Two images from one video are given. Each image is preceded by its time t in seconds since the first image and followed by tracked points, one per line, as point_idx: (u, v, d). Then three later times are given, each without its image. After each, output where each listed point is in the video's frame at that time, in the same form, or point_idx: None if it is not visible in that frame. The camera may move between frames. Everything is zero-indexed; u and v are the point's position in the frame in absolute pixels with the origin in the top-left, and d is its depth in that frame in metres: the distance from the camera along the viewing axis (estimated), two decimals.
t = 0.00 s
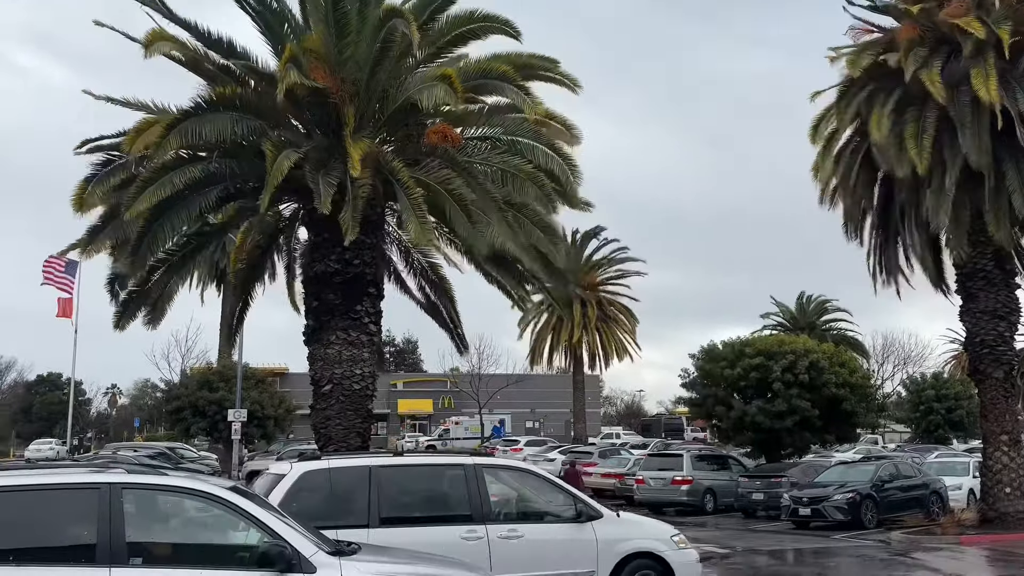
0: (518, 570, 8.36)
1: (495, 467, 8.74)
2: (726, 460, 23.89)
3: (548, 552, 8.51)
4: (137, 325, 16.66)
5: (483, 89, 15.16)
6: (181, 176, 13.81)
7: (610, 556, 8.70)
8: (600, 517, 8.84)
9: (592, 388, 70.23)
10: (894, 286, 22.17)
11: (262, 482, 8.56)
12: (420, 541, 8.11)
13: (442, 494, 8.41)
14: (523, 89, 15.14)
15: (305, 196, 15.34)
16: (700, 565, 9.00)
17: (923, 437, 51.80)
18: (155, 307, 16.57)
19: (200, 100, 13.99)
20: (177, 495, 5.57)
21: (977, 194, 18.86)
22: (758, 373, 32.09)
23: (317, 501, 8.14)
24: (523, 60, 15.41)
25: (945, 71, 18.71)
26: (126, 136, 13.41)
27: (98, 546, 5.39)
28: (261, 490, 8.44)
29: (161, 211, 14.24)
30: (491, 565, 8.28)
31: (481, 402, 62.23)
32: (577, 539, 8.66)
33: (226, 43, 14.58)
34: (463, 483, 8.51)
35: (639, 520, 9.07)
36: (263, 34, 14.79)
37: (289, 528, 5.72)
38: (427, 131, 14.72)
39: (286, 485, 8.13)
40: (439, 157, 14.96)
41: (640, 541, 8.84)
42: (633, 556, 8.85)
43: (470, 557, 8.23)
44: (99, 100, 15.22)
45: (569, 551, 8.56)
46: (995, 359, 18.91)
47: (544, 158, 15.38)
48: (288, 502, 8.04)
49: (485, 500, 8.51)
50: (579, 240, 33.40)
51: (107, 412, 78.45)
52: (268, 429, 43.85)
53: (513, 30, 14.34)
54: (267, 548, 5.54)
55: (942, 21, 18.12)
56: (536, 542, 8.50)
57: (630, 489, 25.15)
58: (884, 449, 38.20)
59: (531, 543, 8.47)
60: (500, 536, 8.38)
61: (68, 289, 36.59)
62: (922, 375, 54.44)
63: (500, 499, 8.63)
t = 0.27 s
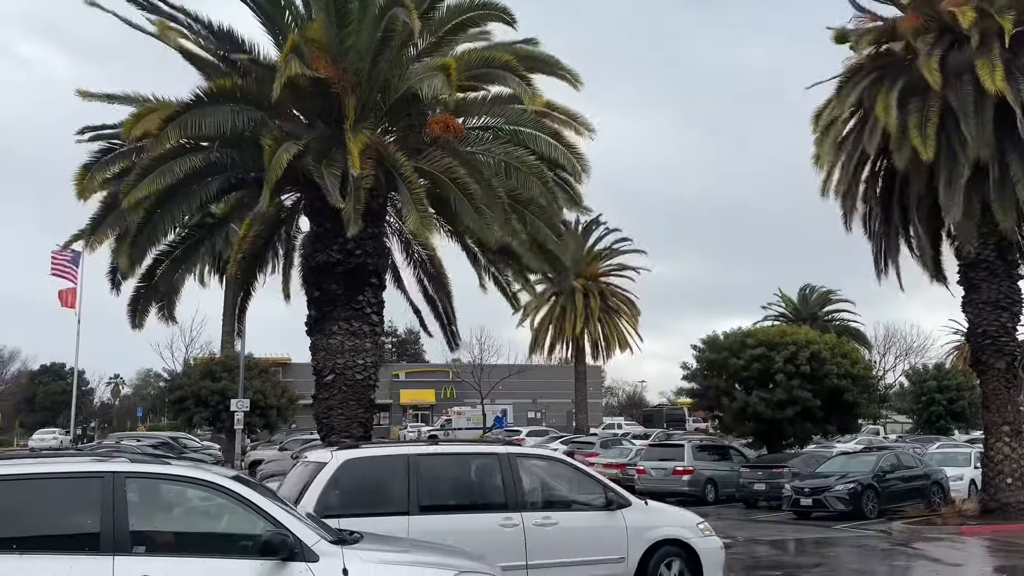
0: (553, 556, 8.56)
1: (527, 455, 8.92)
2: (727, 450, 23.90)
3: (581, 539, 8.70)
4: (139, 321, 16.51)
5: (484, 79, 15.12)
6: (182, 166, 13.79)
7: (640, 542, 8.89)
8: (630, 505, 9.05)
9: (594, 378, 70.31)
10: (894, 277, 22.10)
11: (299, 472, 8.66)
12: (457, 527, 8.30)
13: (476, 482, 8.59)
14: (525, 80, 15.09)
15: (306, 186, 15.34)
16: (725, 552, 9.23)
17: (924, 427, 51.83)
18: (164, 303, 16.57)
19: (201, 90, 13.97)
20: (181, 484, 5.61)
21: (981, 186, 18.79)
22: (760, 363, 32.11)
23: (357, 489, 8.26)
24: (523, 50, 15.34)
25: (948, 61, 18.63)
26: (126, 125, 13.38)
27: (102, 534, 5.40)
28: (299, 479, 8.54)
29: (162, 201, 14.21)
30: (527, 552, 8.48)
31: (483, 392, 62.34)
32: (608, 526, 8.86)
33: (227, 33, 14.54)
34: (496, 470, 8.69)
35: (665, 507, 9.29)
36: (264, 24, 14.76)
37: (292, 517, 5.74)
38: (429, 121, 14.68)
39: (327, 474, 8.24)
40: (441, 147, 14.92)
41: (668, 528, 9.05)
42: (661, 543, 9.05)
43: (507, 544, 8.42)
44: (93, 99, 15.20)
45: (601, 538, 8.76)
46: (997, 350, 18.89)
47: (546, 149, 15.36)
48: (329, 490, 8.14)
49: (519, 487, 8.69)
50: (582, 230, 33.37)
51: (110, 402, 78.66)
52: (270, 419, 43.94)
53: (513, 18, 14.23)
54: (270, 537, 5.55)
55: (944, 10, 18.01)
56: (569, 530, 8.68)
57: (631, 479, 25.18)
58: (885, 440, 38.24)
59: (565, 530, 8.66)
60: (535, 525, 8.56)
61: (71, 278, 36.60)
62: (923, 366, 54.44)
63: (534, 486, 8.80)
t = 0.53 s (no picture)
0: (592, 543, 8.86)
1: (566, 445, 9.26)
2: (728, 441, 23.86)
3: (618, 527, 9.00)
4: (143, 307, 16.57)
5: (486, 69, 15.07)
6: (184, 156, 13.78)
7: (673, 529, 9.25)
8: (663, 493, 9.39)
9: (596, 369, 70.37)
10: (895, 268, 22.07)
11: (345, 461, 8.87)
12: (502, 514, 8.60)
13: (518, 470, 8.89)
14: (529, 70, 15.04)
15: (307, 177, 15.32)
16: (751, 539, 9.62)
17: (927, 418, 51.83)
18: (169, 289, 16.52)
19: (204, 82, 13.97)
20: (183, 475, 5.63)
21: (986, 177, 18.73)
22: (763, 354, 32.11)
23: (406, 477, 8.49)
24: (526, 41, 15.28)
25: (952, 51, 18.53)
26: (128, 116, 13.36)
27: (106, 523, 5.42)
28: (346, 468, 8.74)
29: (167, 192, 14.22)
30: (568, 539, 8.77)
31: (486, 382, 62.45)
32: (644, 514, 9.18)
33: (229, 25, 14.50)
34: (537, 459, 9.00)
35: (694, 496, 9.66)
36: (266, 15, 14.71)
37: (295, 507, 5.76)
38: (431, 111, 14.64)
39: (377, 461, 8.45)
40: (442, 138, 14.87)
41: (701, 516, 9.43)
42: (693, 530, 9.43)
43: (548, 531, 8.71)
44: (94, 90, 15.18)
45: (637, 525, 9.09)
46: (1001, 341, 18.86)
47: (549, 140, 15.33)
48: (381, 476, 8.36)
49: (559, 475, 9.00)
50: (584, 221, 33.33)
51: (113, 391, 78.82)
52: (274, 408, 44.06)
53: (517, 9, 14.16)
54: (272, 527, 5.56)
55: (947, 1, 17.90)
56: (607, 517, 8.99)
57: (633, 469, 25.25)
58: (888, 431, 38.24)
59: (602, 518, 8.96)
60: (576, 512, 8.86)
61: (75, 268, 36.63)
62: (926, 357, 54.42)
63: (573, 475, 9.11)
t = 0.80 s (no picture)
0: (627, 532, 9.18)
1: (600, 437, 9.61)
2: (729, 433, 23.62)
3: (651, 516, 9.34)
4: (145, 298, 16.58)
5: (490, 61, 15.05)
6: (187, 148, 13.80)
7: (702, 519, 9.63)
8: (692, 483, 9.75)
9: (598, 361, 70.44)
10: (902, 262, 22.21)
11: (383, 453, 9.12)
12: (544, 503, 8.88)
13: (556, 462, 9.21)
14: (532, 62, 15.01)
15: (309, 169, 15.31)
16: (771, 527, 10.10)
17: (929, 411, 51.86)
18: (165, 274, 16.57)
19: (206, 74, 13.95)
20: (186, 466, 5.65)
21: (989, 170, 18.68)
22: (765, 347, 32.12)
23: (451, 467, 8.78)
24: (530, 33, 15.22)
25: (956, 44, 18.46)
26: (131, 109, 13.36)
27: (109, 514, 5.44)
28: (387, 458, 8.98)
29: (170, 185, 14.23)
30: (605, 527, 9.07)
31: (488, 374, 62.54)
32: (675, 505, 9.54)
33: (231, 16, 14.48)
34: (575, 451, 9.34)
35: (719, 486, 10.04)
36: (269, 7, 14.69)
37: (297, 499, 5.78)
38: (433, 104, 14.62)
39: (425, 451, 8.74)
40: (444, 130, 14.87)
41: (728, 505, 9.82)
42: (720, 519, 9.82)
43: (587, 519, 9.01)
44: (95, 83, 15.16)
45: (669, 514, 9.43)
46: (1003, 334, 18.84)
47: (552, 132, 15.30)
48: (430, 466, 8.65)
49: (596, 466, 9.33)
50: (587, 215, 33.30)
51: (116, 383, 78.96)
52: (276, 400, 44.14)
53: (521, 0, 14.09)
54: (275, 518, 5.58)
55: None
56: (641, 506, 9.32)
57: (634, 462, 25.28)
58: (890, 424, 38.25)
59: (636, 508, 9.28)
60: (612, 501, 9.17)
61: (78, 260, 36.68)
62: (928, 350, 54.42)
63: (607, 466, 9.45)
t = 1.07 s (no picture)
0: (661, 521, 9.58)
1: (633, 430, 9.98)
2: (730, 427, 22.82)
3: (682, 506, 9.75)
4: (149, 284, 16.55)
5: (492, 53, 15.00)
6: (189, 140, 13.79)
7: (729, 508, 10.09)
8: (719, 474, 10.19)
9: (601, 355, 70.46)
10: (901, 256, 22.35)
11: (423, 448, 9.43)
12: (586, 493, 9.22)
13: (594, 454, 9.56)
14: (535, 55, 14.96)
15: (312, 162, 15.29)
16: (791, 516, 10.63)
17: (932, 405, 51.81)
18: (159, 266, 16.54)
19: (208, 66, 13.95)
20: (188, 458, 5.66)
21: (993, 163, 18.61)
22: (767, 340, 32.09)
23: (495, 458, 9.06)
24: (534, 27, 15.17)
25: (960, 36, 18.39)
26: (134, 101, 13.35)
27: (112, 506, 5.45)
28: (428, 452, 9.27)
29: (172, 178, 14.23)
30: (640, 517, 9.45)
31: (490, 368, 62.59)
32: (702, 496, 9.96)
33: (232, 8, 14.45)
34: (611, 443, 9.69)
35: (743, 477, 10.52)
36: None
37: (299, 491, 5.79)
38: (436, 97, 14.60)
39: (471, 442, 9.03)
40: (446, 123, 14.84)
41: (752, 496, 10.30)
42: (745, 509, 10.31)
43: (624, 509, 9.38)
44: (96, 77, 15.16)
45: (699, 504, 9.86)
46: (1006, 328, 18.79)
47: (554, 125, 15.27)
48: (476, 457, 8.94)
49: (632, 459, 9.71)
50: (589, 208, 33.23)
51: (119, 376, 79.15)
52: (279, 394, 44.23)
53: None
54: (277, 511, 5.59)
55: None
56: (673, 497, 9.72)
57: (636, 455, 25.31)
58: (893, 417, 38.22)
59: (669, 498, 9.68)
60: (647, 493, 9.55)
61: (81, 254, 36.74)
62: (932, 343, 54.33)
63: (640, 460, 9.82)
